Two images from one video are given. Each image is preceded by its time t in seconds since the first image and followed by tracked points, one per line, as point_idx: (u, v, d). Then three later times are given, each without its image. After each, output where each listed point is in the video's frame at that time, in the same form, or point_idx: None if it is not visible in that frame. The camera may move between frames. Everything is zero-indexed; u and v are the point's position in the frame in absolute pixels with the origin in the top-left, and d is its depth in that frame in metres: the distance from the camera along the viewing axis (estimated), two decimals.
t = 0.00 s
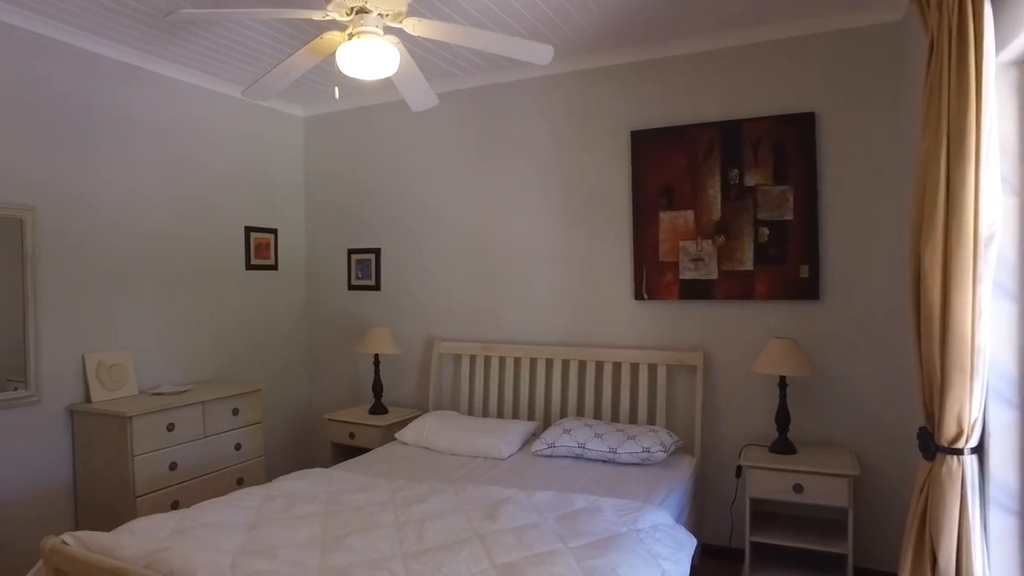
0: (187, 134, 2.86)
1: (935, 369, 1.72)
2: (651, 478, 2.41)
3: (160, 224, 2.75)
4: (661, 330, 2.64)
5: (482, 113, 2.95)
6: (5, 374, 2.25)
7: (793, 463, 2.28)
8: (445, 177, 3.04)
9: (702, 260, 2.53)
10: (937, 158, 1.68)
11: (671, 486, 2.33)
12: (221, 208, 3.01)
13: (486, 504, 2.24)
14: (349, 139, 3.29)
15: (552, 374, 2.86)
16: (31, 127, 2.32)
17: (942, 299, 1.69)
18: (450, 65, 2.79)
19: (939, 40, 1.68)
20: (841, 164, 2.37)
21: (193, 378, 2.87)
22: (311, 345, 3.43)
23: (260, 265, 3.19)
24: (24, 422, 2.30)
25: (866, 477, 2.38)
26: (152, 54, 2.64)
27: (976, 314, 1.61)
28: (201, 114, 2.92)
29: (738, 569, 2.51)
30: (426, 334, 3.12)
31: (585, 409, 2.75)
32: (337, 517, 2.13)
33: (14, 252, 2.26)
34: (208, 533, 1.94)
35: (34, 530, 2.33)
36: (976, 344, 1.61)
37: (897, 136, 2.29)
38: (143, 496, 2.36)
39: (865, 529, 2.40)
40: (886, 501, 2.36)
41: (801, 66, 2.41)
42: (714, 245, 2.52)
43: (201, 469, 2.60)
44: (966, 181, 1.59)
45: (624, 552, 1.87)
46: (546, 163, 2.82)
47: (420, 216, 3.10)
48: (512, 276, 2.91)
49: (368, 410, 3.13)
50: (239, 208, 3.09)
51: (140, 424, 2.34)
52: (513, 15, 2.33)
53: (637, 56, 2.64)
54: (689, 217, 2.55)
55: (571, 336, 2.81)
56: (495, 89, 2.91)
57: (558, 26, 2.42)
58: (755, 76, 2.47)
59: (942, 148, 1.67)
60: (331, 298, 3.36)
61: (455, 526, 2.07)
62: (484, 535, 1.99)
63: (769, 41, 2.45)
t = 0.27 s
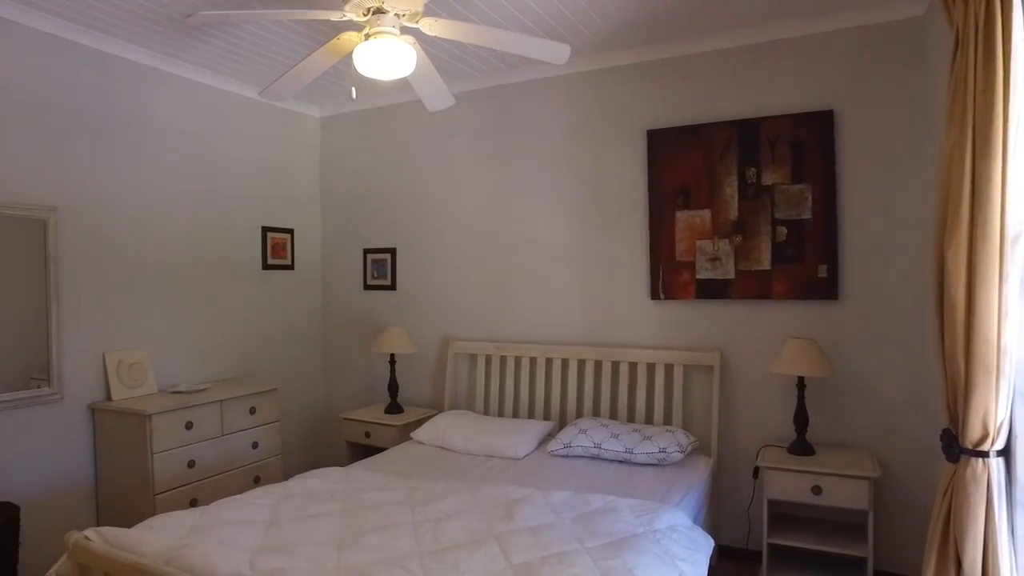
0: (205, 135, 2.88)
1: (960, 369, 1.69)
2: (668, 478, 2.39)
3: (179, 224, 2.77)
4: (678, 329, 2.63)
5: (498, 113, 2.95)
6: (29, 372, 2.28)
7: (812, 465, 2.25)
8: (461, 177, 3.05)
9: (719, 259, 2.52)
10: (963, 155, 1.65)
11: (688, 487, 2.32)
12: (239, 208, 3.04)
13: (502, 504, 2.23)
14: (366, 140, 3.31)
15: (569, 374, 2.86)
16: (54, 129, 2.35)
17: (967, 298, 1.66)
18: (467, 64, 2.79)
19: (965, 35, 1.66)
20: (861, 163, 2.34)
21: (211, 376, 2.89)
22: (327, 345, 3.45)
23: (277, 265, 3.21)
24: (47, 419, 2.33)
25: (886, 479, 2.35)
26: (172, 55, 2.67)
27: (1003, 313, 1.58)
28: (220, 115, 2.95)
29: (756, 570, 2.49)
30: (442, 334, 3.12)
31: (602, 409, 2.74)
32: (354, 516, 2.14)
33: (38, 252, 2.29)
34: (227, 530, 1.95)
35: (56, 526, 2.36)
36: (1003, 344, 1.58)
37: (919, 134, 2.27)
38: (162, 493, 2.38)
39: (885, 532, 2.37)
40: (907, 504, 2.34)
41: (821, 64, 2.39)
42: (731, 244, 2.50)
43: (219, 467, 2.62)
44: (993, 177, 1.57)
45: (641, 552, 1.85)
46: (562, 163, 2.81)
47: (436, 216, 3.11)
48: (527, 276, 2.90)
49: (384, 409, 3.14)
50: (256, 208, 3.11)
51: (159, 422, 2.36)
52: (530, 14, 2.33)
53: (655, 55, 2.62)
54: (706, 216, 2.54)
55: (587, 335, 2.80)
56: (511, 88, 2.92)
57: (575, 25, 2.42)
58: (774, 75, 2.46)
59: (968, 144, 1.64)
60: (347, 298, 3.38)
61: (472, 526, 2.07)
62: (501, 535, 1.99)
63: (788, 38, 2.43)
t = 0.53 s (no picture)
0: (223, 135, 2.91)
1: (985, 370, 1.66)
2: (685, 479, 2.38)
3: (197, 224, 2.80)
4: (695, 329, 2.61)
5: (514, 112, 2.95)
6: (52, 370, 2.31)
7: (832, 466, 2.23)
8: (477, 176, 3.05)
9: (737, 259, 2.50)
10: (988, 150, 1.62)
11: (705, 487, 2.30)
12: (256, 208, 3.06)
13: (518, 503, 2.23)
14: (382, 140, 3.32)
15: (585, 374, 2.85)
16: (76, 130, 2.38)
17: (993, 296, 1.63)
18: (482, 64, 2.79)
19: (989, 29, 1.63)
20: (881, 161, 2.32)
21: (228, 375, 2.92)
22: (343, 344, 3.46)
23: (294, 264, 3.23)
24: (69, 417, 2.36)
25: (907, 481, 2.32)
26: (190, 57, 2.70)
27: None
28: (238, 116, 2.97)
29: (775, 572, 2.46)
30: (457, 333, 3.13)
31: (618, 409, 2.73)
32: (371, 514, 2.15)
33: (60, 252, 2.32)
34: (245, 527, 1.97)
35: (77, 522, 2.39)
36: None
37: (941, 131, 2.24)
38: (181, 491, 2.40)
39: (906, 535, 2.34)
40: (929, 506, 2.30)
41: (840, 61, 2.36)
42: (748, 243, 2.48)
43: (236, 465, 2.64)
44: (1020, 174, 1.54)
45: (659, 553, 1.84)
46: (578, 162, 2.81)
47: (452, 216, 3.12)
48: (543, 275, 2.90)
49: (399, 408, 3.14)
50: (273, 208, 3.14)
51: (178, 420, 2.38)
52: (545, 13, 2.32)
53: (671, 53, 2.61)
54: (723, 215, 2.52)
55: (603, 335, 2.79)
56: (527, 88, 2.92)
57: (590, 23, 2.41)
58: (793, 72, 2.43)
59: (993, 140, 1.61)
60: (363, 297, 3.39)
61: (488, 525, 2.06)
62: (518, 534, 1.99)
63: (807, 35, 2.41)
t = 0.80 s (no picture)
0: (240, 136, 2.94)
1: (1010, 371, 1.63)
2: (701, 479, 2.36)
3: (215, 224, 2.83)
4: (711, 329, 2.60)
5: (529, 113, 2.95)
6: (73, 369, 2.35)
7: (850, 468, 2.20)
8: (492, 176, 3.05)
9: (753, 259, 2.48)
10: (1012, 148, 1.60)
11: (722, 488, 2.29)
12: (272, 209, 3.08)
13: (534, 503, 2.23)
14: (397, 140, 3.34)
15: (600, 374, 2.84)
16: (97, 133, 2.42)
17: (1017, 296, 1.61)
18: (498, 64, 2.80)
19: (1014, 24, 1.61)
20: (901, 160, 2.29)
21: (245, 374, 2.94)
22: (358, 344, 3.48)
23: (310, 264, 3.26)
24: (90, 415, 2.39)
25: (927, 483, 2.29)
26: (209, 60, 2.73)
27: None
28: (255, 117, 3.00)
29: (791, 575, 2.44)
30: (472, 333, 3.13)
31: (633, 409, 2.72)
32: (387, 513, 2.15)
33: (82, 253, 2.36)
34: (263, 525, 1.98)
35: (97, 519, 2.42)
36: None
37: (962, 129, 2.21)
38: (199, 489, 2.42)
39: (926, 538, 2.31)
40: (949, 509, 2.27)
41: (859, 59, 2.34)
42: (765, 243, 2.46)
43: (253, 464, 2.66)
44: None
45: (675, 555, 1.82)
46: (593, 162, 2.80)
47: (466, 216, 3.12)
48: (558, 275, 2.90)
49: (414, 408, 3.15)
50: (290, 209, 3.16)
51: (196, 418, 2.40)
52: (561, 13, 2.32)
53: (687, 52, 2.60)
54: (740, 214, 2.50)
55: (618, 335, 2.78)
56: (542, 88, 2.92)
57: (606, 23, 2.41)
58: (811, 70, 2.41)
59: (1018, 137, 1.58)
60: (378, 297, 3.41)
61: (504, 525, 2.06)
62: (534, 535, 1.98)
63: (825, 33, 2.39)
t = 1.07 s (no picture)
0: (257, 138, 2.96)
1: None
2: (717, 480, 2.35)
3: (232, 225, 2.85)
4: (728, 329, 2.59)
5: (544, 113, 2.95)
6: (94, 368, 2.38)
7: (869, 469, 2.18)
8: (506, 177, 3.06)
9: (770, 258, 2.47)
10: None
11: (739, 489, 2.27)
12: (289, 209, 3.11)
13: (549, 503, 2.23)
14: (412, 141, 3.35)
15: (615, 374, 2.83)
16: (117, 135, 2.45)
17: None
18: (513, 64, 2.80)
19: None
20: (921, 158, 2.27)
21: (262, 373, 2.96)
22: (373, 344, 3.49)
23: (326, 264, 3.28)
24: (110, 413, 2.42)
25: (948, 486, 2.26)
26: (227, 62, 2.75)
27: None
28: (272, 119, 3.02)
29: None
30: (487, 333, 3.14)
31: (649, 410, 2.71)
32: (403, 512, 2.16)
33: (102, 253, 2.39)
34: (280, 523, 1.99)
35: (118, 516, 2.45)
36: None
37: (983, 127, 2.18)
38: (216, 487, 2.45)
39: (947, 541, 2.28)
40: (971, 512, 2.24)
41: (878, 56, 2.32)
42: (782, 242, 2.44)
43: (269, 463, 2.67)
44: None
45: (692, 556, 1.81)
46: (608, 162, 2.80)
47: (481, 216, 3.13)
48: (573, 274, 2.89)
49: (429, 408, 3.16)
50: (306, 209, 3.18)
51: (214, 417, 2.43)
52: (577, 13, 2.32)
53: (703, 51, 2.59)
54: (756, 214, 2.49)
55: (634, 335, 2.78)
56: (557, 88, 2.92)
57: (621, 22, 2.40)
58: (829, 68, 2.39)
59: None
60: (394, 297, 3.42)
61: (519, 524, 2.06)
62: (549, 535, 1.98)
63: (843, 31, 2.37)
